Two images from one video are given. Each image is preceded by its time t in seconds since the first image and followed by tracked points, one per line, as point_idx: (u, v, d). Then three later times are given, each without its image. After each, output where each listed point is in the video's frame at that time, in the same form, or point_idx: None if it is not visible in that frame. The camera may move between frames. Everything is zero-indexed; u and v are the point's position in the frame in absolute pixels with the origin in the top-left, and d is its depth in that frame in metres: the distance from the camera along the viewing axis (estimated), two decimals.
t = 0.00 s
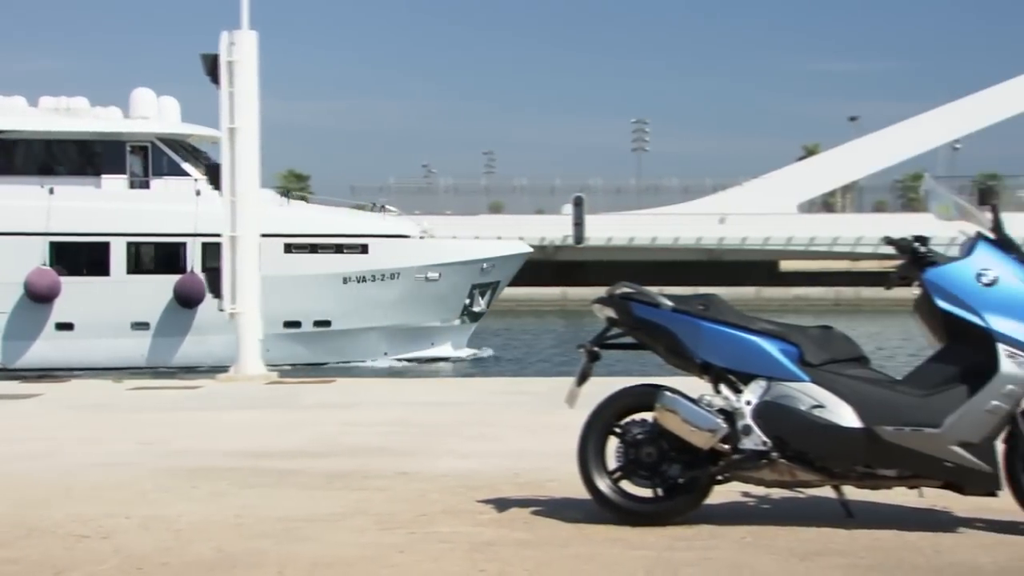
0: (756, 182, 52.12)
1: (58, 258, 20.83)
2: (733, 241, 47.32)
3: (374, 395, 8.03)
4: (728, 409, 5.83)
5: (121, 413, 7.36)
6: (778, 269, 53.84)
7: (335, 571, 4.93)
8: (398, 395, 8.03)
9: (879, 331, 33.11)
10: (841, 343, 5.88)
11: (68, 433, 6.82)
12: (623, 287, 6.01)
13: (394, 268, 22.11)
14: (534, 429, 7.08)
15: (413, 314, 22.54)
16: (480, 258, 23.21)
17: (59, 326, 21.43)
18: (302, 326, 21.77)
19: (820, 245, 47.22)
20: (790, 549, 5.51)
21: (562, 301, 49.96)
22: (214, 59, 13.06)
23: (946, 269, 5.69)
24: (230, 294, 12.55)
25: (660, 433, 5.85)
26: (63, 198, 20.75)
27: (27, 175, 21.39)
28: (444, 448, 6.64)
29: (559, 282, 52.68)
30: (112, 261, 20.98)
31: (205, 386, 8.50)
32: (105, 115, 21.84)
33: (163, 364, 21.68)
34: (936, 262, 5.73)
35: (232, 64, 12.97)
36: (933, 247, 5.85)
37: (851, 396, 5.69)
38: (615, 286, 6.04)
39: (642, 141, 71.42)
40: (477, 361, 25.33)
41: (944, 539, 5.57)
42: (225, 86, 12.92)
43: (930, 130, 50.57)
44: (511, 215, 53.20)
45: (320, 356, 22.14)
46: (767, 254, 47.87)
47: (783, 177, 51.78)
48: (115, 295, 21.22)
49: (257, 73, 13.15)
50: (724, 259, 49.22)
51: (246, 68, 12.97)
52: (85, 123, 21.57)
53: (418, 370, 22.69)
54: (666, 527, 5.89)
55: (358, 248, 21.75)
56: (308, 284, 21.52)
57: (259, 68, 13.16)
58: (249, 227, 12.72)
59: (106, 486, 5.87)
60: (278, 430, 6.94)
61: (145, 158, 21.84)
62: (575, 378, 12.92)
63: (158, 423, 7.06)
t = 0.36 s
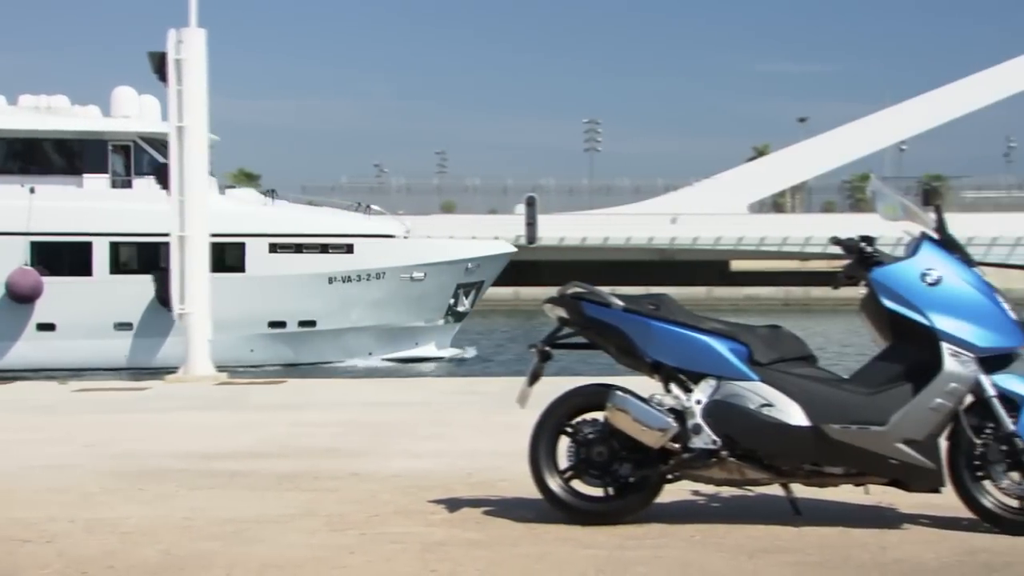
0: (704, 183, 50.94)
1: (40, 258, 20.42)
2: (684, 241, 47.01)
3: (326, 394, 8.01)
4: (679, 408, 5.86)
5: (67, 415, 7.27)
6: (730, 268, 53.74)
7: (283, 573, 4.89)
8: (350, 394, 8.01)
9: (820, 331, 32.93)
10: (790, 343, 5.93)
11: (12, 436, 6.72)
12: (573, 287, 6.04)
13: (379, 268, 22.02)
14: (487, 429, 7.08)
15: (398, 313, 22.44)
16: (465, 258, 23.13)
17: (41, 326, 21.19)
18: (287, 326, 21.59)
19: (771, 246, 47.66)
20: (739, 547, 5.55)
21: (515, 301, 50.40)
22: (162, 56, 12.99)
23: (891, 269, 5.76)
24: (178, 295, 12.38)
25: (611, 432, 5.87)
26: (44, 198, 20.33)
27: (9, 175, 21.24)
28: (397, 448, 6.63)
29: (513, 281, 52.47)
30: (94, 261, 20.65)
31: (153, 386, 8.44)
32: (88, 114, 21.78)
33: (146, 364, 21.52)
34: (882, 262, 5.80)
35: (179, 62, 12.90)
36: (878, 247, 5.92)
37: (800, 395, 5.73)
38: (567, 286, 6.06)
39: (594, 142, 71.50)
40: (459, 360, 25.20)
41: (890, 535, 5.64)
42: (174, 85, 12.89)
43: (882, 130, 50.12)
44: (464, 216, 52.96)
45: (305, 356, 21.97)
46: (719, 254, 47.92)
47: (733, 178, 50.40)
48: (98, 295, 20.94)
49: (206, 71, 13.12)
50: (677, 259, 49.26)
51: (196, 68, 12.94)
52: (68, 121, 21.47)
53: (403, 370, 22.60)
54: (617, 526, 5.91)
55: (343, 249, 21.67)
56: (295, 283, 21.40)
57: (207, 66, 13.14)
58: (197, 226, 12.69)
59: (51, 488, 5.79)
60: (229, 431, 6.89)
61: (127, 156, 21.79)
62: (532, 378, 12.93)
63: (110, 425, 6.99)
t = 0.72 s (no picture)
0: (661, 183, 51.25)
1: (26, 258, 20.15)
2: (640, 240, 47.48)
3: (280, 394, 7.98)
4: (633, 407, 5.88)
5: (15, 418, 7.17)
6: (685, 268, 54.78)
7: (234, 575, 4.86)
8: (305, 395, 7.98)
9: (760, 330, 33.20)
10: (743, 342, 5.97)
11: None
12: (528, 287, 6.04)
13: (368, 267, 21.76)
14: (443, 428, 7.09)
15: (386, 313, 22.21)
16: (452, 257, 22.91)
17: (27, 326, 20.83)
18: (275, 326, 21.35)
19: (725, 246, 48.28)
20: (693, 545, 5.58)
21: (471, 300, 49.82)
22: (112, 54, 12.96)
23: (842, 268, 5.81)
24: (130, 294, 12.30)
25: (566, 432, 5.88)
26: (31, 197, 20.11)
27: None
28: (351, 449, 6.61)
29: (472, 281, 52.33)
30: (80, 261, 20.30)
31: (104, 387, 8.36)
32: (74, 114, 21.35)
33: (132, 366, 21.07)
34: (833, 262, 5.84)
35: (129, 60, 12.84)
36: (830, 248, 5.97)
37: (752, 393, 5.77)
38: (522, 285, 6.07)
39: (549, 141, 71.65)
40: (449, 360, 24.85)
41: (840, 532, 5.70)
42: (123, 83, 12.78)
43: (837, 129, 50.39)
44: (421, 217, 52.73)
45: (294, 355, 21.74)
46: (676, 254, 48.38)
47: (689, 179, 50.88)
48: (83, 294, 20.58)
49: (156, 69, 13.03)
50: (632, 258, 49.59)
51: (147, 68, 12.85)
52: (54, 121, 21.09)
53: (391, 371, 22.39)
54: (572, 525, 5.94)
55: (332, 248, 21.40)
56: (283, 284, 21.14)
57: (158, 63, 13.06)
58: (149, 225, 12.49)
59: None
60: (182, 433, 6.83)
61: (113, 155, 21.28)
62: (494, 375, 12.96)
63: (59, 428, 6.91)
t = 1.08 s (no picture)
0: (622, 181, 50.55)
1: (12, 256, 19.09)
2: (596, 240, 47.01)
3: (235, 395, 7.93)
4: (590, 407, 5.89)
5: None
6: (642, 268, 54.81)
7: None
8: (260, 396, 7.93)
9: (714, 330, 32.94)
10: (699, 342, 6.00)
11: None
12: (486, 287, 6.05)
13: (359, 267, 20.68)
14: (399, 428, 7.08)
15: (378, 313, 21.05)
16: (444, 257, 21.78)
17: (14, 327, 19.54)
18: (267, 326, 20.25)
19: (683, 245, 47.45)
20: (648, 544, 5.60)
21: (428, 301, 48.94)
22: (63, 51, 12.78)
23: (797, 268, 5.86)
24: (81, 295, 12.22)
25: (523, 432, 5.88)
26: (18, 197, 19.11)
27: None
28: (307, 449, 6.57)
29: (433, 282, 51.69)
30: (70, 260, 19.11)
31: (55, 389, 8.25)
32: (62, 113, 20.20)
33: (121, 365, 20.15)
34: (787, 262, 5.89)
35: (81, 57, 12.69)
36: (785, 248, 6.02)
37: (708, 393, 5.80)
38: (480, 285, 6.07)
39: (507, 142, 71.23)
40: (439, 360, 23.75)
41: (794, 530, 5.75)
42: (75, 80, 12.61)
43: (794, 129, 50.97)
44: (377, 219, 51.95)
45: (287, 356, 20.66)
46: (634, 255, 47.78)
47: (651, 178, 50.56)
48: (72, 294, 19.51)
49: (108, 67, 12.87)
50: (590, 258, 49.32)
51: (97, 62, 12.68)
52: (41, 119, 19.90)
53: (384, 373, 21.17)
54: (528, 524, 5.94)
55: (323, 248, 20.35)
56: (275, 285, 20.10)
57: (110, 61, 12.90)
58: (102, 225, 12.39)
59: None
60: (135, 435, 6.76)
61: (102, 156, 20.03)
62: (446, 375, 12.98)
63: (9, 431, 6.80)
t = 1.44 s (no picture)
0: (584, 181, 50.10)
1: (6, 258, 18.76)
2: (557, 240, 46.64)
3: (195, 396, 7.88)
4: (550, 407, 5.89)
5: None
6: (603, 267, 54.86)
7: None
8: (221, 396, 7.89)
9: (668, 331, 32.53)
10: (658, 341, 6.02)
11: None
12: (447, 287, 6.05)
13: (352, 267, 20.03)
14: (359, 429, 7.06)
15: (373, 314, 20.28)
16: (437, 257, 21.11)
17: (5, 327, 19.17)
18: (261, 326, 19.53)
19: (642, 245, 47.03)
20: (609, 543, 5.62)
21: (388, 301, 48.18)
22: (17, 49, 12.61)
23: (756, 268, 5.90)
24: (37, 296, 12.18)
25: (483, 432, 5.88)
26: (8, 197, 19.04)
27: None
28: (267, 450, 6.55)
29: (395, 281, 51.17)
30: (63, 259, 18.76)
31: (10, 390, 8.17)
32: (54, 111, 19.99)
33: (112, 367, 19.33)
34: (746, 261, 5.93)
35: (35, 55, 12.55)
36: (744, 248, 6.05)
37: (667, 393, 5.82)
38: (441, 285, 6.07)
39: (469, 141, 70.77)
40: (430, 361, 22.92)
41: (752, 528, 5.79)
42: (29, 78, 12.48)
43: (756, 129, 50.85)
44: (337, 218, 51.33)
45: (282, 357, 19.79)
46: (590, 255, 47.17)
47: (614, 178, 50.32)
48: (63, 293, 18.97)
49: (63, 65, 12.70)
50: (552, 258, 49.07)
51: (52, 60, 12.53)
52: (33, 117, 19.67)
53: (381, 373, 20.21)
54: (490, 524, 5.94)
55: (317, 248, 19.70)
56: (269, 285, 19.43)
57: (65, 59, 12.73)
58: (58, 224, 12.30)
59: None
60: (92, 437, 6.70)
61: (95, 154, 19.79)
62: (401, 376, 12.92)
63: None
